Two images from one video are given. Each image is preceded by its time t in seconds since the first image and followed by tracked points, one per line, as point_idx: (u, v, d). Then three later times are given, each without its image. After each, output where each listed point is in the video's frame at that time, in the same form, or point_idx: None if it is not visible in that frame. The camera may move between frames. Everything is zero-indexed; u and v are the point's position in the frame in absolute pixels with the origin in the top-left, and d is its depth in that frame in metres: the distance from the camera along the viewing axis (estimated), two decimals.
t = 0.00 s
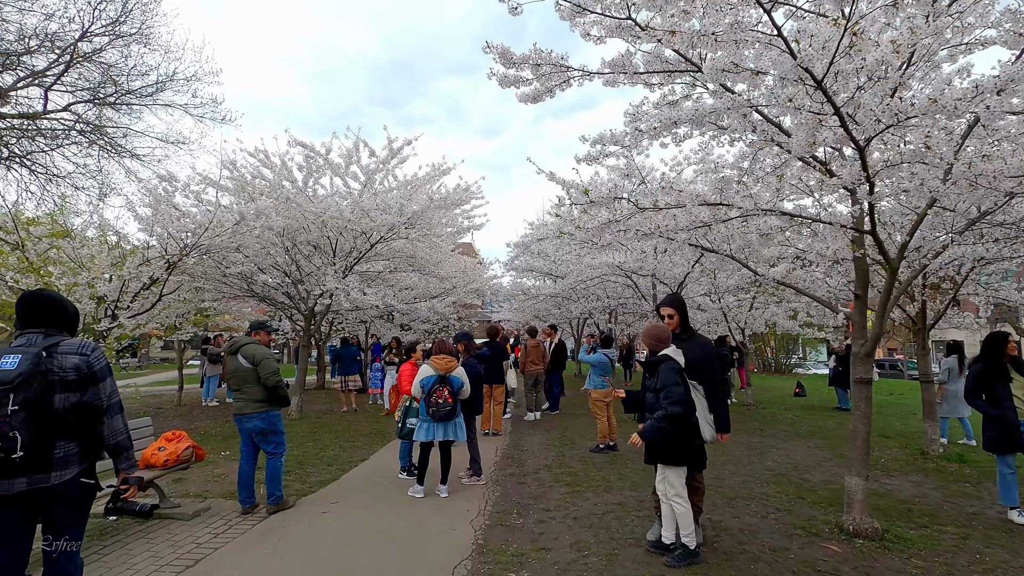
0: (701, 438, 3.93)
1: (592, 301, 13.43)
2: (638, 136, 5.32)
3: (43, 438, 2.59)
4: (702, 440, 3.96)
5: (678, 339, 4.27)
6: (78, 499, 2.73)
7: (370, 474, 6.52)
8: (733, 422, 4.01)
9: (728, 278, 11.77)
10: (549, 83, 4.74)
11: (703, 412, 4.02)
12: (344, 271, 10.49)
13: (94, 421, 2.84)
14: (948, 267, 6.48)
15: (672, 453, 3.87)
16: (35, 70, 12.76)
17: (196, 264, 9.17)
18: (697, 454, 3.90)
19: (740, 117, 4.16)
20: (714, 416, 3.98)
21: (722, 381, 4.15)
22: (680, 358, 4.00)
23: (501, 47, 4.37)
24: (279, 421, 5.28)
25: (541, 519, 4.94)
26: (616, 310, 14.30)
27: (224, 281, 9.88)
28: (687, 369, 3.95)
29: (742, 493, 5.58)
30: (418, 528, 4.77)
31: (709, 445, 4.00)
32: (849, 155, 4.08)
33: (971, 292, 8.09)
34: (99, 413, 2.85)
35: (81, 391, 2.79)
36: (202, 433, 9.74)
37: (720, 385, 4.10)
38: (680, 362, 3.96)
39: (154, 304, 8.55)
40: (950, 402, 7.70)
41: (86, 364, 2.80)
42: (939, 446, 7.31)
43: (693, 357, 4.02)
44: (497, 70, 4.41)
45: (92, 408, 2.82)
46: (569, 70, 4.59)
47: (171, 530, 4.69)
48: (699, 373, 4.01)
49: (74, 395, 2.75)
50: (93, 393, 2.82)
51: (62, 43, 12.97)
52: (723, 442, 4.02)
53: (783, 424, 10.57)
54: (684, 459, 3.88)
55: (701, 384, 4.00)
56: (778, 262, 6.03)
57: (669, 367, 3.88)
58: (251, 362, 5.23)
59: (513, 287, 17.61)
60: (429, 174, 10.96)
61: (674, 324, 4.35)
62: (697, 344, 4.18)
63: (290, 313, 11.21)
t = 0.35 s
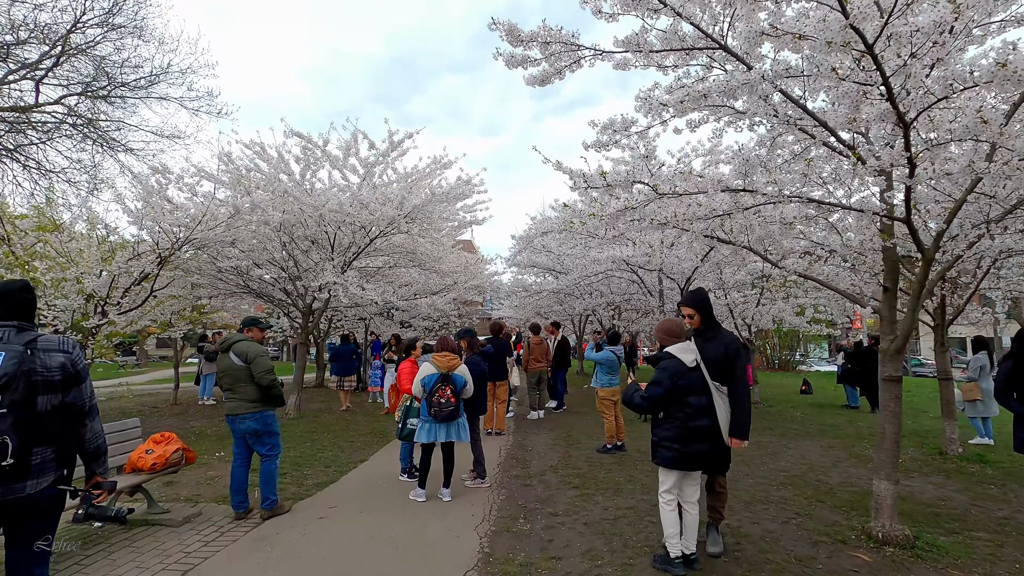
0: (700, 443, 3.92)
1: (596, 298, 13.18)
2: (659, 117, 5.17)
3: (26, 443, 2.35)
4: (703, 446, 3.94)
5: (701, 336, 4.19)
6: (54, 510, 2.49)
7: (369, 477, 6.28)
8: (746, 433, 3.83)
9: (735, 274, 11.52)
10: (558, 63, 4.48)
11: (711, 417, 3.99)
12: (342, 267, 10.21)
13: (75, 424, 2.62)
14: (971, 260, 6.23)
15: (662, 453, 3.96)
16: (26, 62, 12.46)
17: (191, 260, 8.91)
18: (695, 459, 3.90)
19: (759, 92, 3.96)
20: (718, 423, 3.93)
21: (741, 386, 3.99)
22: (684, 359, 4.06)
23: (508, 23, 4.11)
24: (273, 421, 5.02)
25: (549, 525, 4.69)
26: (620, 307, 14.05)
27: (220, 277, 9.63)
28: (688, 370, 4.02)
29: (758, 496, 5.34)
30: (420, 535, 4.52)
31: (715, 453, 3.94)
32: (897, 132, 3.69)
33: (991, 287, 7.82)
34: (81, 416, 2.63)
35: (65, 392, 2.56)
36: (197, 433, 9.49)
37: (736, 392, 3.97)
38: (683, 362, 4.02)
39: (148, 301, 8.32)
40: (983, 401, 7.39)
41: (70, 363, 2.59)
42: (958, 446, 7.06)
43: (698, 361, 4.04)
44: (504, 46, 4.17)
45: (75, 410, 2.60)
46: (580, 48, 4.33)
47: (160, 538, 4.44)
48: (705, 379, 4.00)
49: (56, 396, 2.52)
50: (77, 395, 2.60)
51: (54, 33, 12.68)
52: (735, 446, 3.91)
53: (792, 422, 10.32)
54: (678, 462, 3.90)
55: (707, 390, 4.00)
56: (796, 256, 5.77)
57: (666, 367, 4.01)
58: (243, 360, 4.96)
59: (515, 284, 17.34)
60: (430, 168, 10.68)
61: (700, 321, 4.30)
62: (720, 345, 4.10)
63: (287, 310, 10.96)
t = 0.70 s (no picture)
0: (700, 446, 3.78)
1: (601, 294, 12.89)
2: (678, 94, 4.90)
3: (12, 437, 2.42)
4: (705, 450, 3.78)
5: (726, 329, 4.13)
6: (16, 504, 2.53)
7: (368, 479, 5.99)
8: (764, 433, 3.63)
9: (744, 270, 11.21)
10: (570, 39, 4.21)
11: (714, 420, 3.87)
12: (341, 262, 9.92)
13: (37, 421, 2.67)
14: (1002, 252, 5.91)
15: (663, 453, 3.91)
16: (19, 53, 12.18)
17: (185, 253, 8.64)
18: (694, 463, 3.76)
19: (789, 57, 3.70)
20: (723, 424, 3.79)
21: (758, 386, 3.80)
22: (686, 356, 4.04)
23: None
24: (267, 422, 4.74)
25: (559, 532, 4.39)
26: (627, 304, 13.74)
27: (215, 271, 9.37)
28: (689, 368, 3.97)
29: (779, 501, 5.04)
30: (422, 542, 4.24)
31: (719, 457, 3.76)
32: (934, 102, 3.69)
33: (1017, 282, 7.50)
34: (45, 413, 2.70)
35: (38, 389, 2.63)
36: (193, 432, 9.23)
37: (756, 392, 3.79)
38: (683, 360, 4.00)
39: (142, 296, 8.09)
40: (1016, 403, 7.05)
41: (42, 360, 2.66)
42: (984, 448, 6.75)
43: (699, 358, 3.98)
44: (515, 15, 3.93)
45: (42, 407, 2.67)
46: (593, 22, 4.06)
47: (145, 546, 4.17)
48: (705, 377, 3.92)
49: (33, 392, 2.58)
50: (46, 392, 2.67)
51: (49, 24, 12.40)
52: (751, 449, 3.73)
53: (805, 422, 10.01)
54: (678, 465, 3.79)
55: (709, 389, 3.90)
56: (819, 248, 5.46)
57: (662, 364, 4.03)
58: (233, 357, 4.68)
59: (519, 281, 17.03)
60: (432, 159, 10.37)
61: (721, 313, 4.19)
62: (741, 339, 4.01)
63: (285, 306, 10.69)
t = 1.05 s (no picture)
0: (708, 456, 3.61)
1: (607, 293, 12.60)
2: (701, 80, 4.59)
3: None
4: (715, 461, 3.60)
5: (747, 332, 3.84)
6: None
7: (369, 485, 5.74)
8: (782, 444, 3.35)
9: (755, 268, 10.90)
10: (582, 20, 3.96)
11: (726, 429, 3.67)
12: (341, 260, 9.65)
13: None
14: None
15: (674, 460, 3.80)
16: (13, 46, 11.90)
17: (180, 250, 8.40)
18: (701, 473, 3.61)
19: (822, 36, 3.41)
20: (735, 435, 3.59)
21: (778, 392, 3.49)
22: (698, 361, 3.84)
23: None
24: (258, 428, 4.49)
25: (570, 547, 4.11)
26: (634, 302, 13.44)
27: (212, 269, 9.12)
28: (701, 374, 3.78)
29: (802, 512, 4.76)
30: (421, 558, 3.96)
31: (728, 469, 3.57)
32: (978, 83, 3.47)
33: None
34: None
35: None
36: (189, 435, 9.00)
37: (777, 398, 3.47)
38: (695, 365, 3.82)
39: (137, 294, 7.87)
40: None
41: None
42: (1013, 454, 6.44)
43: (711, 365, 3.77)
44: None
45: None
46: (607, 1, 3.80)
47: (130, 561, 3.92)
48: (716, 384, 3.71)
49: None
50: None
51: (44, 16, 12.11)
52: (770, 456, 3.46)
53: (819, 425, 9.72)
54: (685, 473, 3.71)
55: (721, 397, 3.70)
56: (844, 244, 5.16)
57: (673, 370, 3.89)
58: (224, 361, 4.42)
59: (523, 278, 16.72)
60: (434, 154, 10.07)
61: (744, 313, 3.91)
62: (763, 341, 3.71)
63: (284, 305, 10.45)
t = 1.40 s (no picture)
0: (722, 452, 3.45)
1: (613, 289, 12.29)
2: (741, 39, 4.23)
3: None
4: (728, 457, 3.43)
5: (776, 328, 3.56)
6: None
7: (368, 490, 5.45)
8: (814, 442, 3.10)
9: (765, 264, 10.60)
10: None
11: (743, 425, 3.47)
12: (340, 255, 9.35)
13: None
14: None
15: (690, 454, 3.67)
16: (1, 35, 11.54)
17: (173, 244, 8.11)
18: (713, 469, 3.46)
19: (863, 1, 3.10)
20: (749, 431, 3.39)
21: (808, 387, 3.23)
22: (716, 354, 3.67)
23: None
24: (248, 431, 4.22)
25: (584, 559, 3.81)
26: (640, 299, 13.13)
27: (206, 264, 8.84)
28: (718, 367, 3.61)
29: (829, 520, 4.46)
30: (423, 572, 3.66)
31: (742, 466, 3.37)
32: None
33: None
34: None
35: None
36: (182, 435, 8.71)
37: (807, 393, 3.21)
38: (714, 358, 3.63)
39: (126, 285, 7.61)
40: None
41: None
42: None
43: (727, 357, 3.61)
44: None
45: None
46: None
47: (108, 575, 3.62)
48: (733, 378, 3.54)
49: None
50: None
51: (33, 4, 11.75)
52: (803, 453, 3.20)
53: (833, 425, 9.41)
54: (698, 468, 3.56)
55: (738, 392, 3.51)
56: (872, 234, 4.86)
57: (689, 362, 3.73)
58: (211, 359, 4.13)
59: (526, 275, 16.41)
60: (435, 146, 9.77)
61: (771, 307, 3.61)
62: (794, 336, 3.44)
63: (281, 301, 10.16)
